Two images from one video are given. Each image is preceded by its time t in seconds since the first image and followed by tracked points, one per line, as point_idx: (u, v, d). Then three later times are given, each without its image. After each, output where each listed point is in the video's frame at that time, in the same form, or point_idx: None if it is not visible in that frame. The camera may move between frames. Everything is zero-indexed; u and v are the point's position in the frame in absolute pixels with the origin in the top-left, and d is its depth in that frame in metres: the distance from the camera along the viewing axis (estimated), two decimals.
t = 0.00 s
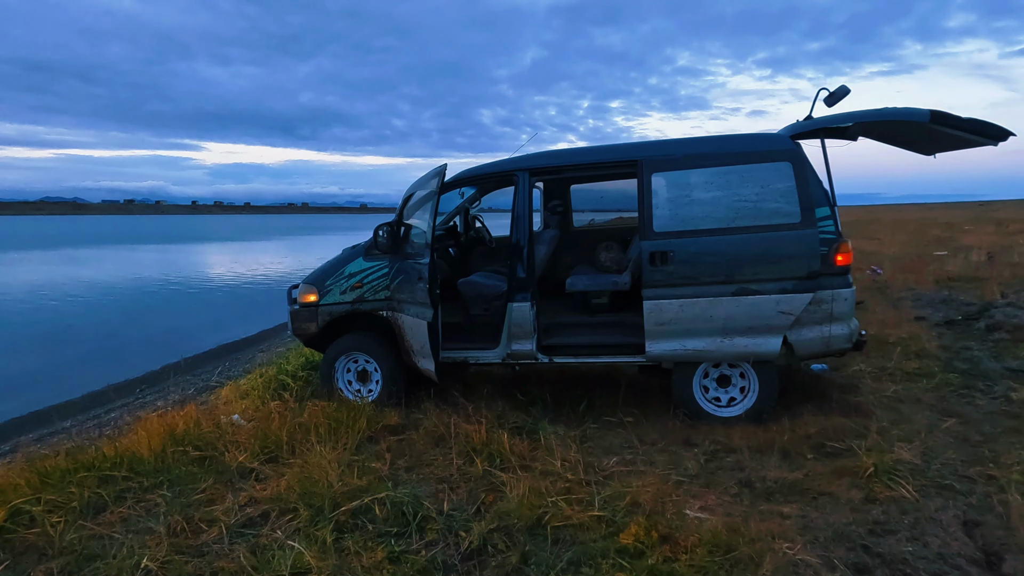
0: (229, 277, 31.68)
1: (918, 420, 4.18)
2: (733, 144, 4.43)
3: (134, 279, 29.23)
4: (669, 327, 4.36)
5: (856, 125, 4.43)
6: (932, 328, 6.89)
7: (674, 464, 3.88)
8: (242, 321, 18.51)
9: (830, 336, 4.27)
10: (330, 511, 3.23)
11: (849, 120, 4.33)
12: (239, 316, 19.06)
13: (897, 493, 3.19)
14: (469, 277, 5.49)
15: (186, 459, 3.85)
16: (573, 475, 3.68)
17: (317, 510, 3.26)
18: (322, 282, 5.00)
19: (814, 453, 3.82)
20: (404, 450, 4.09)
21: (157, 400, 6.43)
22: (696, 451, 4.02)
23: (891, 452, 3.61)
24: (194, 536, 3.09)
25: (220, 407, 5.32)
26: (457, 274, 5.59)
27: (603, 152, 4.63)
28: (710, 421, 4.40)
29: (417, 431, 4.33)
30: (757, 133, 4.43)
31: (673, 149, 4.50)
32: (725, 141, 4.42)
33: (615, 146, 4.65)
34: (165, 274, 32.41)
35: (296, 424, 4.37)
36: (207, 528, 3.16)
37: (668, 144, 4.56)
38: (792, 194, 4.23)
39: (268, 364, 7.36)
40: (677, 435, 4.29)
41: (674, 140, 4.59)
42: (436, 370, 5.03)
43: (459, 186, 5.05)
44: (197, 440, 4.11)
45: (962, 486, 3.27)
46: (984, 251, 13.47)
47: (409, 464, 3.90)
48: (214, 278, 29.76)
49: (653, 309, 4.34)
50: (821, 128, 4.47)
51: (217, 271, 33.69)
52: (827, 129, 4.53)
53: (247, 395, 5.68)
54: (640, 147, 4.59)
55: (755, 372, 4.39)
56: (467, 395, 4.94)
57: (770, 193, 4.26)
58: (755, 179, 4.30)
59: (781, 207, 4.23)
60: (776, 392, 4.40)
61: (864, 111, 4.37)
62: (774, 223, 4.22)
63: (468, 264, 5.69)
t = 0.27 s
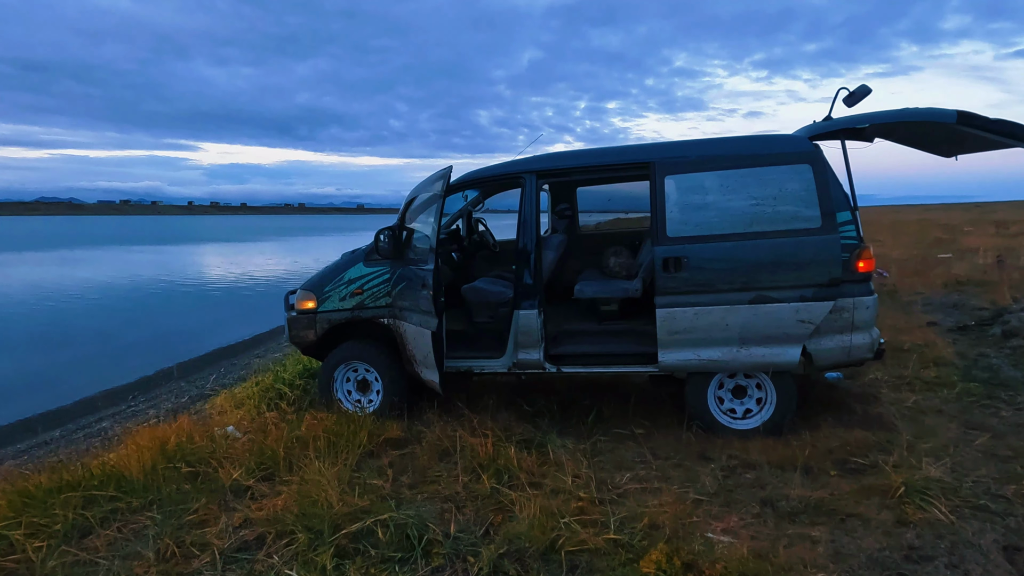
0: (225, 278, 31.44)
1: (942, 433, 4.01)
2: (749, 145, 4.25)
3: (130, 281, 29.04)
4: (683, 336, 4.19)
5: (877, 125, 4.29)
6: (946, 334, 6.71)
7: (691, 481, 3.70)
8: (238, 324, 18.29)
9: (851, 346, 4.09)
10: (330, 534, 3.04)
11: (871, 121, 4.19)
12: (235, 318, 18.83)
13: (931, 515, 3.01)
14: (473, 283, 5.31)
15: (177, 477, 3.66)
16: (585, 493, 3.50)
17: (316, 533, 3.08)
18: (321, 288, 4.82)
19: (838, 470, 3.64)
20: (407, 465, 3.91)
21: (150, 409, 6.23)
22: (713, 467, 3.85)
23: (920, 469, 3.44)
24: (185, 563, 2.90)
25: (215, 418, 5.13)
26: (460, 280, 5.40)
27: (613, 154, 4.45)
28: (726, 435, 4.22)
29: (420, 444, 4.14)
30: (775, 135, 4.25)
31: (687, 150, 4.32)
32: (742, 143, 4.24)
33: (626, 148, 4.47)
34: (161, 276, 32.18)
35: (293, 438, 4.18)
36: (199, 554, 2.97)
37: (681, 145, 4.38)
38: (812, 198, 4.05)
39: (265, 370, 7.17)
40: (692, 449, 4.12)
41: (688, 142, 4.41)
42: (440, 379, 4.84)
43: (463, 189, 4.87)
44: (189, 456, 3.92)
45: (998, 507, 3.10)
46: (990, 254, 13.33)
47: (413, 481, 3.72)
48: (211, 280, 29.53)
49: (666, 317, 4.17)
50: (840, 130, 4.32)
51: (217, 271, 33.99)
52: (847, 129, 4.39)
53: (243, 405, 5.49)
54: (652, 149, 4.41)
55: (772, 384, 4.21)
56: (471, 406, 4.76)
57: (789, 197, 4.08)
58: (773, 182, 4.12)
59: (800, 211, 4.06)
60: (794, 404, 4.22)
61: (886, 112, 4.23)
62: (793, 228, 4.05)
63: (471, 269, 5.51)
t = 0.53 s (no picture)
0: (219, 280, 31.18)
1: (969, 440, 3.85)
2: (766, 141, 4.09)
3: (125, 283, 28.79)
4: (697, 339, 4.02)
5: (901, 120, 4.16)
6: (959, 336, 6.57)
7: (709, 492, 3.53)
8: (233, 327, 18.05)
9: (874, 350, 3.92)
10: (332, 552, 2.86)
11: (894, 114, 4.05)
12: (231, 320, 18.60)
13: (969, 529, 2.85)
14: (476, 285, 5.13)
15: (168, 489, 3.47)
16: (599, 506, 3.33)
17: (317, 550, 2.89)
18: (319, 289, 4.63)
19: (863, 480, 3.48)
20: (411, 476, 3.73)
21: (143, 416, 6.04)
22: (731, 476, 3.68)
23: (951, 479, 3.27)
24: None
25: (209, 425, 4.94)
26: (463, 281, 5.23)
27: (624, 150, 4.29)
28: (743, 442, 4.05)
29: (424, 453, 3.96)
30: (793, 130, 4.10)
31: (701, 146, 4.15)
32: (759, 138, 4.06)
33: (637, 144, 4.30)
34: (155, 278, 31.89)
35: (291, 447, 3.99)
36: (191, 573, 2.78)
37: (695, 141, 4.21)
38: (833, 195, 3.88)
39: (261, 375, 6.98)
40: (708, 457, 3.95)
41: (702, 137, 4.24)
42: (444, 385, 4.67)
43: (467, 187, 4.68)
44: (182, 467, 3.73)
45: None
46: (993, 254, 13.23)
47: (417, 493, 3.54)
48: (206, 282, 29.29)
49: (681, 320, 4.01)
50: (862, 124, 4.18)
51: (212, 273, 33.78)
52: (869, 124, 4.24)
53: (239, 411, 5.30)
54: (665, 145, 4.24)
55: (791, 389, 4.04)
56: (476, 413, 4.58)
57: (810, 194, 3.91)
58: (792, 178, 3.95)
59: (821, 209, 3.89)
60: (814, 410, 4.06)
61: (908, 105, 4.10)
62: (813, 227, 3.88)
63: (474, 270, 5.33)
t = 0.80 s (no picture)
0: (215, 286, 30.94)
1: (1003, 457, 3.70)
2: (789, 146, 3.95)
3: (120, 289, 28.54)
4: (719, 352, 3.86)
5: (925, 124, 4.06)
6: (975, 344, 6.43)
7: (736, 514, 3.37)
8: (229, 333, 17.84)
9: (902, 363, 3.77)
10: None
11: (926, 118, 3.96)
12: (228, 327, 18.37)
13: (1018, 557, 2.70)
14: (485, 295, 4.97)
15: (167, 515, 3.30)
16: (623, 530, 3.16)
17: None
18: (323, 300, 4.46)
19: (897, 500, 3.32)
20: (423, 498, 3.56)
21: (139, 431, 5.85)
22: (758, 496, 3.52)
23: (991, 500, 3.13)
24: None
25: (209, 442, 4.76)
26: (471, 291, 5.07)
27: (641, 156, 4.14)
28: (766, 459, 3.90)
29: (435, 473, 3.79)
30: (816, 135, 3.96)
31: (721, 152, 4.02)
32: (782, 144, 3.92)
33: (654, 150, 4.15)
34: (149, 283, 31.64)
35: (296, 467, 3.82)
36: None
37: (714, 146, 4.08)
38: (859, 202, 3.74)
39: (261, 387, 6.80)
40: (731, 475, 3.79)
41: (721, 143, 4.10)
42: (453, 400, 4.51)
43: (476, 194, 4.53)
44: (181, 490, 3.56)
45: None
46: (998, 259, 13.12)
47: (431, 517, 3.37)
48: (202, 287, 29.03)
49: (702, 332, 3.85)
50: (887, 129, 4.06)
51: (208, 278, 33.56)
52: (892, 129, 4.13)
53: (239, 426, 5.12)
54: (683, 150, 4.09)
55: (816, 404, 3.88)
56: (487, 429, 4.42)
57: (835, 202, 3.76)
58: (816, 184, 3.82)
59: (847, 217, 3.75)
60: (840, 426, 3.90)
61: (934, 109, 4.02)
62: (839, 235, 3.73)
63: (483, 279, 5.18)
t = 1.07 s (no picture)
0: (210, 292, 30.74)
1: None
2: (810, 151, 3.83)
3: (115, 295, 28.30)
4: (740, 364, 3.73)
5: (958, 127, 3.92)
6: (990, 351, 6.31)
7: (762, 534, 3.23)
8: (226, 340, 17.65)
9: (929, 374, 3.64)
10: None
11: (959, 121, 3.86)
12: (224, 334, 18.17)
13: None
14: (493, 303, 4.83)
15: (167, 539, 3.15)
16: (646, 552, 3.03)
17: None
18: (327, 310, 4.32)
19: (930, 519, 3.20)
20: (434, 518, 3.41)
21: (136, 444, 5.69)
22: (783, 513, 3.39)
23: None
24: None
25: (209, 457, 4.61)
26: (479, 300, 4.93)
27: (657, 161, 4.01)
28: (789, 474, 3.77)
29: (446, 490, 3.65)
30: (837, 140, 3.85)
31: (739, 157, 3.90)
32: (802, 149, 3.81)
33: (670, 155, 4.03)
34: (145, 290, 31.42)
35: (301, 485, 3.67)
36: None
37: (731, 151, 3.96)
38: (884, 208, 3.62)
39: (261, 397, 6.64)
40: (753, 491, 3.66)
41: (739, 147, 3.98)
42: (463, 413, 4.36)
43: (486, 201, 4.40)
44: (182, 511, 3.41)
45: None
46: (1003, 263, 13.03)
47: (444, 538, 3.22)
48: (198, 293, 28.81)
49: (722, 343, 3.72)
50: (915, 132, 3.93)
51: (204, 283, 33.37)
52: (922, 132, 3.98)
53: (240, 440, 4.97)
54: (700, 155, 3.97)
55: (840, 417, 3.76)
56: (498, 443, 4.28)
57: (859, 208, 3.65)
58: (838, 190, 3.71)
59: (872, 224, 3.63)
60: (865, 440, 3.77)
61: (956, 112, 3.93)
62: (864, 243, 3.61)
63: (491, 287, 5.04)
